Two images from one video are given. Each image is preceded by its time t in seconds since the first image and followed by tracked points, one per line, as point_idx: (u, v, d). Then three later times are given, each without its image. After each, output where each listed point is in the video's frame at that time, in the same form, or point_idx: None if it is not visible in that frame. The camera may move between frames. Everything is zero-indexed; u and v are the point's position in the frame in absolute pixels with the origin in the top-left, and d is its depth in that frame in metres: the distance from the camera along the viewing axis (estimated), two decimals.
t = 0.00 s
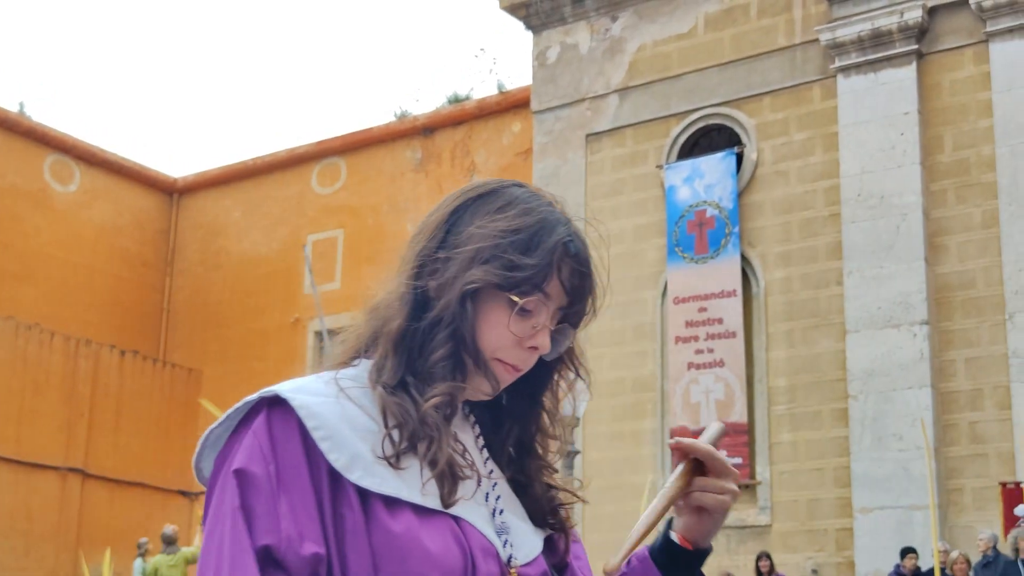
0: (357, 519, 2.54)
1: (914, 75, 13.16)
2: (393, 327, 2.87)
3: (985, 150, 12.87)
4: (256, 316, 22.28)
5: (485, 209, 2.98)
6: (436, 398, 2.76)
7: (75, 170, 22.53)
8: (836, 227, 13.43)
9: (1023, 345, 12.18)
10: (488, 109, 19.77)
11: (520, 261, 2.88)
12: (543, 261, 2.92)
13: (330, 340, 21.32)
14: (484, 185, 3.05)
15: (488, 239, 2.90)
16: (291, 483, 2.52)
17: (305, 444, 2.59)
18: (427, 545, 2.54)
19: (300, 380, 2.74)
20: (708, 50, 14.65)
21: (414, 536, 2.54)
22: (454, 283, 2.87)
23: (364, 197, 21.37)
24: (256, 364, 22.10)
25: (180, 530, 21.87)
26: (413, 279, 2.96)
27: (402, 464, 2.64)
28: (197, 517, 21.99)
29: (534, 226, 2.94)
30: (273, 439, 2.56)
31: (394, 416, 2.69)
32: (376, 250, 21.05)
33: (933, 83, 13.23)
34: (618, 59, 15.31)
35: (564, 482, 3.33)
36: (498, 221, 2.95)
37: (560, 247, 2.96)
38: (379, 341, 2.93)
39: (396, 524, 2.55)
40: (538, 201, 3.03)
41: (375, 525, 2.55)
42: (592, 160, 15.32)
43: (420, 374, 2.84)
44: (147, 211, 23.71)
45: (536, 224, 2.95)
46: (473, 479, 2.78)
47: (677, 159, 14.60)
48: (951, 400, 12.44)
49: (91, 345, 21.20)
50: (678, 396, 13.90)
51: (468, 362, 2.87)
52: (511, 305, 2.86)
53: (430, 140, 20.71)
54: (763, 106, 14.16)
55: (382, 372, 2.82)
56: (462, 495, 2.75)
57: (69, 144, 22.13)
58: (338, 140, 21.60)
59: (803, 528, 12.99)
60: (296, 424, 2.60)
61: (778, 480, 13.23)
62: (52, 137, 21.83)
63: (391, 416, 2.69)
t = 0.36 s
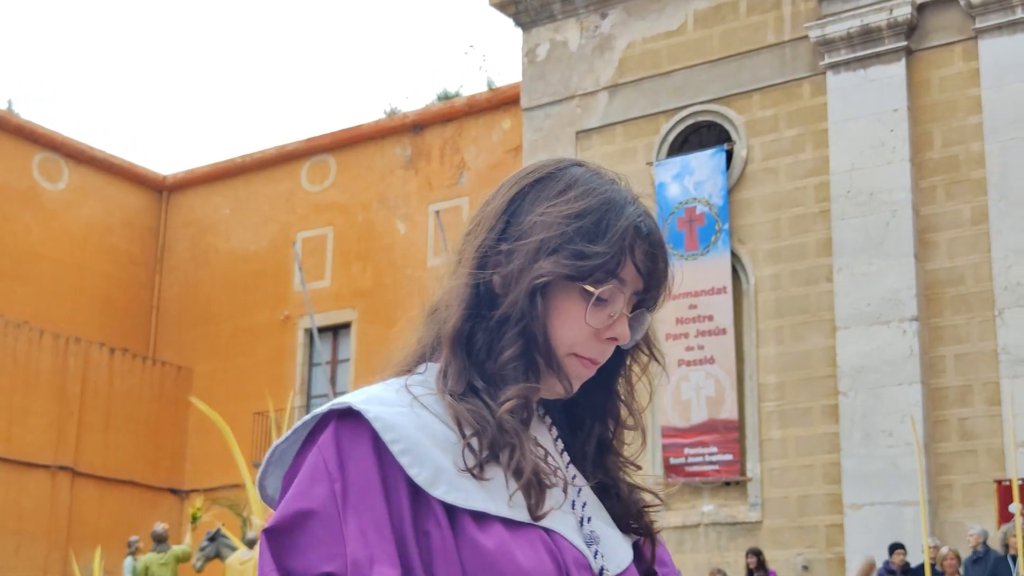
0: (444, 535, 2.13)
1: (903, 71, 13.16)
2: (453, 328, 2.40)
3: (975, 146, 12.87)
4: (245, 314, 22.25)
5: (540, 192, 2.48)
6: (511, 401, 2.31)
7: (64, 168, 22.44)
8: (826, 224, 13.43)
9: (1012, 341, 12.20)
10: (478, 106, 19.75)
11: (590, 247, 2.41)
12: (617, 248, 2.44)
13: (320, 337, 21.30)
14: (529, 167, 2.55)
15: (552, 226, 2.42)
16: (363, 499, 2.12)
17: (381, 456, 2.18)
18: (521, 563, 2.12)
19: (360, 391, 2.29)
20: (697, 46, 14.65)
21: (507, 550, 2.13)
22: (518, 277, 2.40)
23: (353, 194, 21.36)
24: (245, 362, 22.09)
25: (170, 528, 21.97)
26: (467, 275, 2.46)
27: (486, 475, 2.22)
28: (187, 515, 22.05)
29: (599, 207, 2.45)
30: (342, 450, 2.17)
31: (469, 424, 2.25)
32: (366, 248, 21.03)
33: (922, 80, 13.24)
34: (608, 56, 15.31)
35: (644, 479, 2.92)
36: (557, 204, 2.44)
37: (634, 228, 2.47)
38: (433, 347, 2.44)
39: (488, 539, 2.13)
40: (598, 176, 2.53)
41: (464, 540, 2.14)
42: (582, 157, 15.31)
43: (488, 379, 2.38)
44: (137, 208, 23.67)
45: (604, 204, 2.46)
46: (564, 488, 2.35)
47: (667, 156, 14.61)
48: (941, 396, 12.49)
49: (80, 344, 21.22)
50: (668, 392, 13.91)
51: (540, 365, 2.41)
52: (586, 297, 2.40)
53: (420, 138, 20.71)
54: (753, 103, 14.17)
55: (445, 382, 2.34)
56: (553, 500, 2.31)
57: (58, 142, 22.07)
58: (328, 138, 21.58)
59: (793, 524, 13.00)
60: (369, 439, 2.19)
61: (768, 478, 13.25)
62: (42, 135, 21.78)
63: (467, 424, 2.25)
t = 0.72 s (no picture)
0: (580, 490, 2.24)
1: (893, 61, 13.17)
2: (575, 262, 2.55)
3: (965, 135, 12.90)
4: (235, 305, 22.22)
5: (679, 122, 2.63)
6: (627, 345, 2.42)
7: (52, 159, 22.28)
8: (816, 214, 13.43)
9: (1001, 330, 12.24)
10: (468, 95, 19.74)
11: (728, 192, 2.56)
12: (755, 195, 2.59)
13: (310, 329, 21.29)
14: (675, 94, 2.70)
15: (687, 161, 2.56)
16: (489, 450, 2.21)
17: (501, 395, 2.30)
18: (668, 516, 2.27)
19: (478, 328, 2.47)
20: (687, 36, 14.65)
21: (653, 504, 2.27)
22: (647, 212, 2.53)
23: (343, 184, 21.32)
24: (236, 354, 22.07)
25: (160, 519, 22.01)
26: (590, 203, 2.61)
27: (620, 424, 2.35)
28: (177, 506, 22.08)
29: (741, 149, 2.60)
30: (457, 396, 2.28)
31: (595, 371, 2.38)
32: (356, 239, 20.99)
33: (913, 69, 13.26)
34: (597, 46, 15.30)
35: (761, 436, 3.12)
36: (701, 141, 2.58)
37: (773, 178, 2.61)
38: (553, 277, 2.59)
39: (634, 494, 2.27)
40: (744, 115, 2.68)
41: (607, 490, 2.28)
42: (572, 148, 15.29)
43: (603, 319, 2.52)
44: (125, 199, 23.58)
45: (745, 148, 2.60)
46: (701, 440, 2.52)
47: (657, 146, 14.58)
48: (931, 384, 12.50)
49: (70, 336, 21.13)
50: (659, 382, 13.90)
51: (659, 310, 2.53)
52: (716, 246, 2.53)
53: (410, 128, 20.68)
54: (743, 92, 14.16)
55: (562, 318, 2.50)
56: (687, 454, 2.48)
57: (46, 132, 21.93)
58: (318, 128, 21.54)
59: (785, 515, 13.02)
60: (489, 378, 2.31)
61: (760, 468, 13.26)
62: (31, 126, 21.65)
63: (592, 369, 2.38)
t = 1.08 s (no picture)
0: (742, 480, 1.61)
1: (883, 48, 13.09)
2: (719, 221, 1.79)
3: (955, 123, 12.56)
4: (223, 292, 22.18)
5: (829, 65, 1.86)
6: (798, 315, 1.75)
7: (38, 146, 22.17)
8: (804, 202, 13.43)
9: (989, 319, 12.26)
10: (456, 83, 19.76)
11: (903, 132, 1.83)
12: (933, 136, 1.86)
13: (297, 317, 21.26)
14: (806, 32, 1.93)
15: (855, 102, 1.82)
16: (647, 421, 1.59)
17: (659, 364, 1.66)
18: (828, 511, 1.64)
19: (612, 290, 1.76)
20: (675, 24, 14.62)
21: (813, 498, 1.64)
22: (809, 162, 1.79)
23: (330, 172, 21.27)
24: (223, 342, 22.01)
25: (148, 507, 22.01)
26: (734, 153, 1.82)
27: (779, 406, 1.71)
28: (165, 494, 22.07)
29: (911, 86, 1.86)
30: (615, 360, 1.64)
31: (755, 343, 1.71)
32: (343, 227, 20.98)
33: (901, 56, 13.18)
34: (586, 34, 15.25)
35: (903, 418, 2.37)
36: (862, 77, 1.84)
37: (947, 123, 1.89)
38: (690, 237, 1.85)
39: (791, 483, 1.64)
40: (899, 52, 1.93)
41: (764, 484, 1.64)
42: (560, 136, 15.26)
43: (764, 282, 1.80)
44: (112, 187, 23.51)
45: (914, 84, 1.87)
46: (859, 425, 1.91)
47: (646, 134, 14.59)
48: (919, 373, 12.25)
49: (57, 323, 21.08)
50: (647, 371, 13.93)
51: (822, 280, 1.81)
52: (887, 200, 1.81)
53: (398, 116, 20.64)
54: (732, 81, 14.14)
55: (717, 283, 1.77)
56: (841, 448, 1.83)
57: (33, 120, 21.81)
58: (306, 116, 21.48)
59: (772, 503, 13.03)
60: (646, 340, 1.66)
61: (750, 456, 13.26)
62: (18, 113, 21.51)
63: (751, 342, 1.71)
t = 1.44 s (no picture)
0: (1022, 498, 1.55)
1: (876, 50, 13.21)
2: (977, 229, 1.71)
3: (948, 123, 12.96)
4: (217, 288, 22.18)
5: None
6: None
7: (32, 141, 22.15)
8: (798, 201, 13.46)
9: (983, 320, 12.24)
10: (450, 80, 19.78)
11: None
12: None
13: (291, 314, 21.25)
14: None
15: None
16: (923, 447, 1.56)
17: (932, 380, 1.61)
18: None
19: (873, 301, 1.72)
20: (670, 23, 14.63)
21: None
22: None
23: (324, 169, 21.27)
24: (218, 339, 22.03)
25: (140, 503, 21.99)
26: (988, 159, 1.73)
27: None
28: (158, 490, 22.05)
29: None
30: (880, 380, 1.60)
31: None
32: (337, 224, 20.98)
33: (896, 56, 13.25)
34: (581, 32, 15.25)
35: None
36: None
37: None
38: (942, 243, 1.79)
39: None
40: None
41: None
42: (554, 134, 15.27)
43: None
44: (106, 183, 23.47)
45: None
46: None
47: (640, 133, 14.60)
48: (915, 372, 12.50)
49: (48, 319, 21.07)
50: (641, 369, 13.96)
51: None
52: None
53: (392, 113, 20.62)
54: (726, 79, 14.15)
55: (979, 290, 1.70)
56: None
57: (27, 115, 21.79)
58: (301, 112, 21.47)
59: (765, 501, 13.05)
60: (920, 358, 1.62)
61: (742, 455, 13.28)
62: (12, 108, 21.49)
63: None
